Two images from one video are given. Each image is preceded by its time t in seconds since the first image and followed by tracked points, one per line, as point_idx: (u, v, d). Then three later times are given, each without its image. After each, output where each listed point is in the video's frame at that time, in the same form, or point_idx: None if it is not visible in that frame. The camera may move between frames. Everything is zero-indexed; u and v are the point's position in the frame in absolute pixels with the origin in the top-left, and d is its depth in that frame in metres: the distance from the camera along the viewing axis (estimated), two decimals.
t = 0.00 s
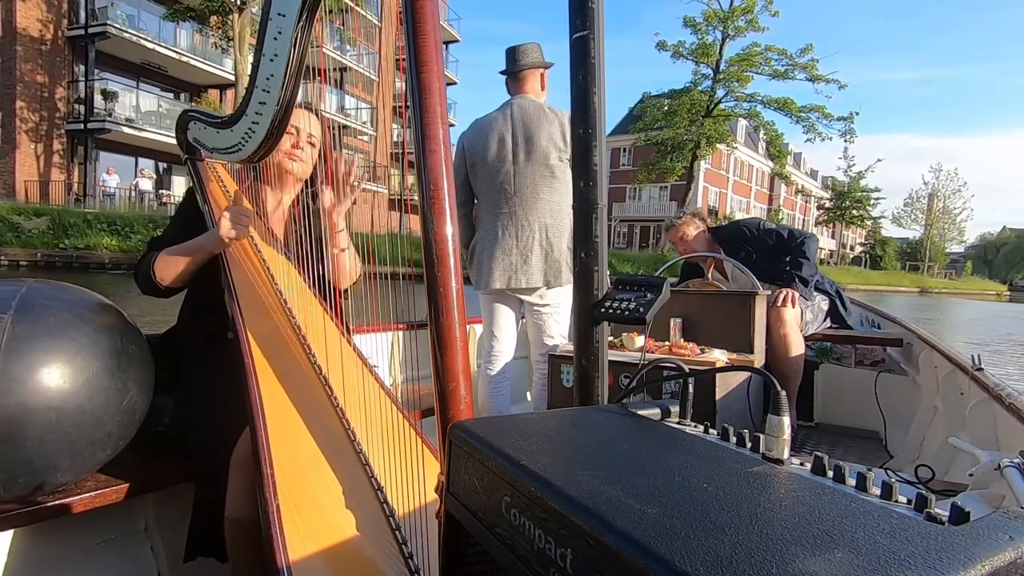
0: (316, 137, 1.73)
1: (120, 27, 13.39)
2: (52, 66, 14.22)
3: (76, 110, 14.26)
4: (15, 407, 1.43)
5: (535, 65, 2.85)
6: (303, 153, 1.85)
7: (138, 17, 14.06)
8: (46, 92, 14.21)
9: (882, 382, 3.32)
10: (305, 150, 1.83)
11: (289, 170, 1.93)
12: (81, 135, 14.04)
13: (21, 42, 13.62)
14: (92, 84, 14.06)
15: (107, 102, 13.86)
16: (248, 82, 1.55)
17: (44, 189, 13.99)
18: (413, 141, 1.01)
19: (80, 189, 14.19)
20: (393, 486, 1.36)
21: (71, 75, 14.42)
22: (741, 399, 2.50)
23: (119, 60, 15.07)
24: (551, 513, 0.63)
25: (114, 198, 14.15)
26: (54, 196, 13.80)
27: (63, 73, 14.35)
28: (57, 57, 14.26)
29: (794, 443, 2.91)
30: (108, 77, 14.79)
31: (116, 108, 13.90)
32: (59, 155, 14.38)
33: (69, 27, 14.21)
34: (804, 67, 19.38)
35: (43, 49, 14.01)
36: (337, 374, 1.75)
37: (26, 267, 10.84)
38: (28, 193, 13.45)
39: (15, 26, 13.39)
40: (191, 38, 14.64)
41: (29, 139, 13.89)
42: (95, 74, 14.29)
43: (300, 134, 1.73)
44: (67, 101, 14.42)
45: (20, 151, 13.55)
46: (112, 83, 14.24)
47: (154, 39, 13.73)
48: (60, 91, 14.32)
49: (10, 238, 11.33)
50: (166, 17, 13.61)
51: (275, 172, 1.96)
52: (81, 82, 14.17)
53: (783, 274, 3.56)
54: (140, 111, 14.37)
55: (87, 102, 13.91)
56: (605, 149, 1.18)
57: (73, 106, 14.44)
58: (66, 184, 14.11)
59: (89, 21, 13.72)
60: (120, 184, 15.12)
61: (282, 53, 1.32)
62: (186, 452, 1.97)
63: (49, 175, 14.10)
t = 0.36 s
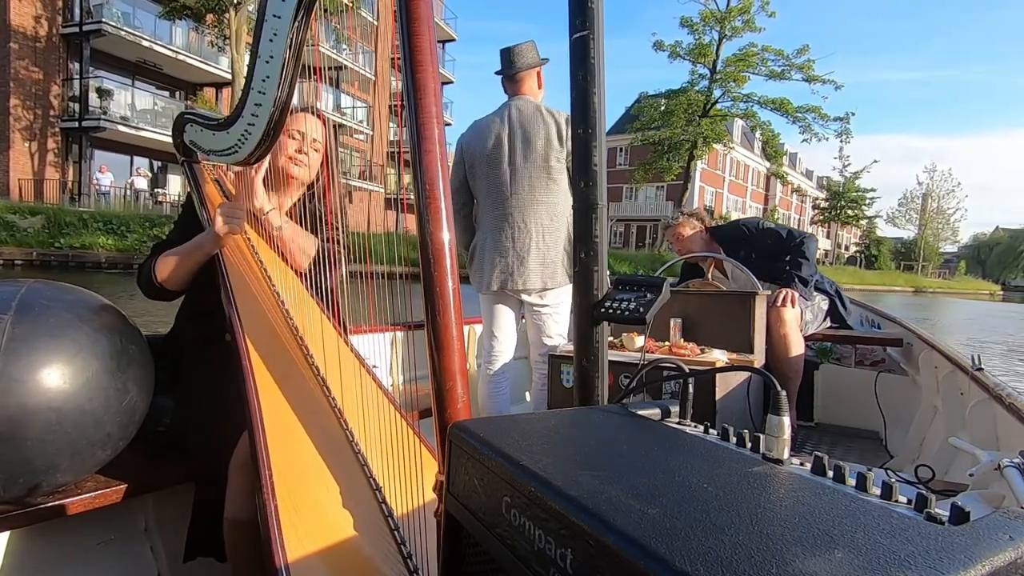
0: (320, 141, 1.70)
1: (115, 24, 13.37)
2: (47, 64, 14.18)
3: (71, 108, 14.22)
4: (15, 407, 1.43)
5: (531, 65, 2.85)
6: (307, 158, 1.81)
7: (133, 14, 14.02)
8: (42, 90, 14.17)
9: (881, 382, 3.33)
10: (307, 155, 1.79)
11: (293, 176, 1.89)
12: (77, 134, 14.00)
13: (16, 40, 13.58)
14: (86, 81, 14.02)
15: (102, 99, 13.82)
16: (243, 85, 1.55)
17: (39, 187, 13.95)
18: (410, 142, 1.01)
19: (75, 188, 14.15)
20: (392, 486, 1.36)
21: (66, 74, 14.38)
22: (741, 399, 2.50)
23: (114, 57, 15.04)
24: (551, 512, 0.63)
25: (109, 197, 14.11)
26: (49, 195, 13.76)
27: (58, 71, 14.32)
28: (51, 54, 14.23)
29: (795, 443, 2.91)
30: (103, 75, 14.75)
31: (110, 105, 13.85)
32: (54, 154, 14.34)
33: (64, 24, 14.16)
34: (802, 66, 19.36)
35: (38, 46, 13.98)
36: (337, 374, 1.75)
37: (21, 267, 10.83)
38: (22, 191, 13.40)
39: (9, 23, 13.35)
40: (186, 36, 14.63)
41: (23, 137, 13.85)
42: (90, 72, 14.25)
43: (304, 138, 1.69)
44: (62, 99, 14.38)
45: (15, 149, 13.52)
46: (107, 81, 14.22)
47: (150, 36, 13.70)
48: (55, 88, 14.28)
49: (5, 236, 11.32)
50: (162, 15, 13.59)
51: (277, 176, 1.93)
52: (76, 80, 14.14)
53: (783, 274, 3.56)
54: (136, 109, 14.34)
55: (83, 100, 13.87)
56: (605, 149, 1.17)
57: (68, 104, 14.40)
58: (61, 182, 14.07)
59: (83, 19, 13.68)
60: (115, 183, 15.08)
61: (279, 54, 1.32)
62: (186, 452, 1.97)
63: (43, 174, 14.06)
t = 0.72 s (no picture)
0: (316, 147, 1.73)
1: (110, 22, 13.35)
2: (41, 62, 14.16)
3: (66, 106, 14.17)
4: (15, 407, 1.43)
5: (534, 66, 2.86)
6: (305, 165, 1.84)
7: (129, 13, 14.00)
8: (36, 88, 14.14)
9: (881, 382, 3.33)
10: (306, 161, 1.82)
11: (292, 184, 1.94)
12: (71, 132, 13.97)
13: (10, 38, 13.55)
14: (81, 80, 14.00)
15: (97, 98, 13.80)
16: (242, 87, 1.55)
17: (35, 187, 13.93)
18: (409, 143, 1.01)
19: (70, 187, 14.11)
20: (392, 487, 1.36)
21: (61, 72, 14.34)
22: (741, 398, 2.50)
23: (109, 55, 15.02)
24: (551, 513, 0.62)
25: (104, 196, 14.08)
26: (44, 194, 13.71)
27: (53, 70, 14.29)
28: (46, 52, 14.22)
29: (794, 443, 2.91)
30: (99, 75, 14.74)
31: (106, 105, 13.83)
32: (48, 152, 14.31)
33: (58, 22, 14.14)
34: (799, 66, 19.36)
35: (32, 45, 13.97)
36: (337, 375, 1.75)
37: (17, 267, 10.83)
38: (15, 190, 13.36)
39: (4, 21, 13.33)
40: (182, 35, 14.62)
41: (18, 136, 13.82)
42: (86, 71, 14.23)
43: (301, 146, 1.73)
44: (56, 97, 14.34)
45: (10, 148, 13.50)
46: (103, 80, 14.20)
47: (146, 36, 13.69)
48: (49, 87, 14.26)
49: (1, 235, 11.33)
50: (158, 14, 13.57)
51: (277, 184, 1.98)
52: (71, 79, 14.13)
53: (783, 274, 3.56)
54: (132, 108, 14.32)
55: (78, 99, 13.85)
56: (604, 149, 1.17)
57: (63, 102, 14.37)
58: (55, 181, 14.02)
59: (78, 17, 13.66)
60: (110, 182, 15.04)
61: (279, 55, 1.33)
62: (186, 452, 1.97)
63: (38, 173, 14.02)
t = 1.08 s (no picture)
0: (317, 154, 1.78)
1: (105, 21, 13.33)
2: (36, 61, 14.11)
3: (61, 105, 14.13)
4: (15, 407, 1.43)
5: (554, 64, 2.85)
6: (305, 172, 1.88)
7: (123, 13, 13.98)
8: (30, 87, 14.10)
9: (881, 382, 3.33)
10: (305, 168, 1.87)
11: (292, 191, 1.95)
12: (66, 132, 13.92)
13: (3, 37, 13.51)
14: (75, 79, 13.97)
15: (92, 98, 13.78)
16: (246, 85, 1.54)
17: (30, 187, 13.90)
18: (411, 143, 1.01)
19: (64, 186, 14.05)
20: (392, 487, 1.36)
21: (55, 71, 14.28)
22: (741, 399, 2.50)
23: (103, 54, 14.99)
24: (551, 513, 0.62)
25: (99, 195, 14.05)
26: (38, 194, 13.67)
27: (47, 68, 14.24)
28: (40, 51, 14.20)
29: (794, 443, 2.91)
30: (94, 74, 14.71)
31: (101, 104, 13.80)
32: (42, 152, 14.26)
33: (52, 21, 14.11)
34: (796, 65, 19.34)
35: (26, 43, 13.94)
36: (337, 374, 1.75)
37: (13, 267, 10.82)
38: (10, 190, 13.30)
39: None
40: (177, 34, 14.62)
41: (13, 135, 13.79)
42: (80, 70, 14.21)
43: (303, 152, 1.77)
44: (51, 96, 14.31)
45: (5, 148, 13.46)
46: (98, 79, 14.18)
47: (141, 35, 13.68)
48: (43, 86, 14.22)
49: None
50: (154, 13, 13.57)
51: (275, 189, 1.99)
52: (66, 79, 14.10)
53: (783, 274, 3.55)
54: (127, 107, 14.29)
55: (73, 98, 13.83)
56: (604, 149, 1.17)
57: (57, 101, 14.31)
58: (50, 180, 13.98)
59: (73, 17, 13.64)
60: (106, 182, 15.01)
61: (280, 54, 1.32)
62: (186, 452, 1.97)
63: (33, 172, 13.98)
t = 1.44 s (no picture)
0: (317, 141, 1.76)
1: (99, 20, 13.30)
2: (29, 60, 14.05)
3: (55, 105, 14.08)
4: (15, 404, 1.44)
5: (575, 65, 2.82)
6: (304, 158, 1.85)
7: (118, 11, 13.96)
8: (24, 87, 14.04)
9: (881, 382, 3.33)
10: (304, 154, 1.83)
11: (289, 174, 1.92)
12: (60, 132, 13.86)
13: None
14: (70, 78, 13.94)
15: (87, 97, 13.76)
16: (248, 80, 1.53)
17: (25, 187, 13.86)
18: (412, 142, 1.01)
19: (59, 187, 13.98)
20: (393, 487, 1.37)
21: (49, 70, 14.23)
22: (741, 398, 2.50)
23: (97, 54, 14.96)
24: (551, 512, 0.62)
25: (95, 195, 14.01)
26: (33, 194, 13.61)
27: (41, 68, 14.19)
28: (35, 51, 14.18)
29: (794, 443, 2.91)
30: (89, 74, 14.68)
31: (96, 104, 13.78)
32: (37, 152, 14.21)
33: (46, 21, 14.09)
34: (792, 67, 19.33)
35: (19, 43, 13.92)
36: (337, 373, 1.75)
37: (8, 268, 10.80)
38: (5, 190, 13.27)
39: None
40: (172, 32, 14.61)
41: (8, 135, 13.76)
42: (75, 70, 14.18)
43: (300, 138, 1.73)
44: (45, 96, 14.28)
45: None
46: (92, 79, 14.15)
47: (135, 34, 13.67)
48: (38, 85, 14.20)
49: None
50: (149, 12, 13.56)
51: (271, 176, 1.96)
52: (60, 78, 14.07)
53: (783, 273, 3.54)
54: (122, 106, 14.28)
55: (67, 98, 13.79)
56: (605, 149, 1.17)
57: (51, 101, 14.26)
58: (44, 180, 13.89)
59: (67, 16, 13.61)
60: (103, 182, 14.97)
61: (282, 51, 1.32)
62: (186, 450, 1.97)
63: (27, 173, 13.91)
